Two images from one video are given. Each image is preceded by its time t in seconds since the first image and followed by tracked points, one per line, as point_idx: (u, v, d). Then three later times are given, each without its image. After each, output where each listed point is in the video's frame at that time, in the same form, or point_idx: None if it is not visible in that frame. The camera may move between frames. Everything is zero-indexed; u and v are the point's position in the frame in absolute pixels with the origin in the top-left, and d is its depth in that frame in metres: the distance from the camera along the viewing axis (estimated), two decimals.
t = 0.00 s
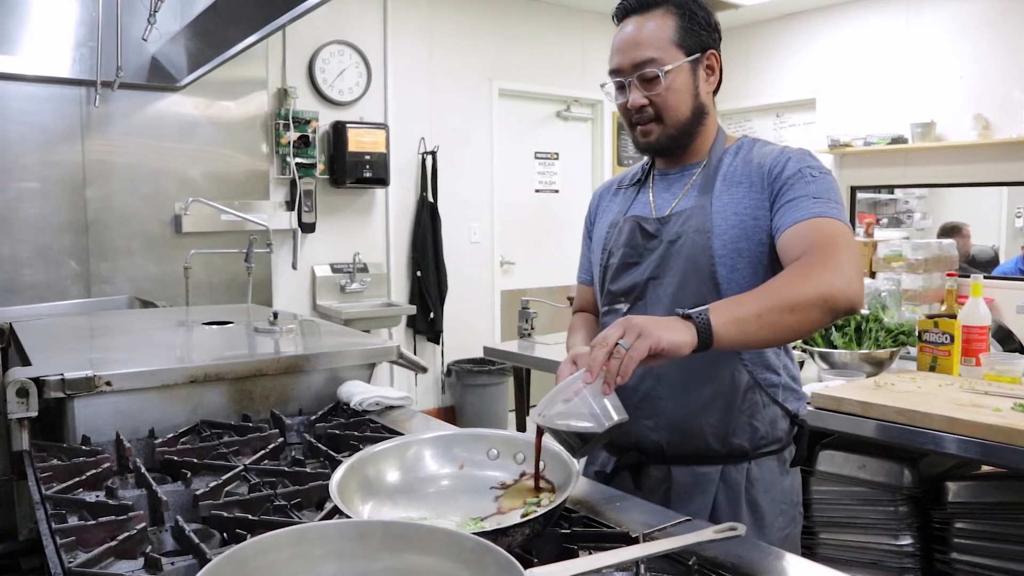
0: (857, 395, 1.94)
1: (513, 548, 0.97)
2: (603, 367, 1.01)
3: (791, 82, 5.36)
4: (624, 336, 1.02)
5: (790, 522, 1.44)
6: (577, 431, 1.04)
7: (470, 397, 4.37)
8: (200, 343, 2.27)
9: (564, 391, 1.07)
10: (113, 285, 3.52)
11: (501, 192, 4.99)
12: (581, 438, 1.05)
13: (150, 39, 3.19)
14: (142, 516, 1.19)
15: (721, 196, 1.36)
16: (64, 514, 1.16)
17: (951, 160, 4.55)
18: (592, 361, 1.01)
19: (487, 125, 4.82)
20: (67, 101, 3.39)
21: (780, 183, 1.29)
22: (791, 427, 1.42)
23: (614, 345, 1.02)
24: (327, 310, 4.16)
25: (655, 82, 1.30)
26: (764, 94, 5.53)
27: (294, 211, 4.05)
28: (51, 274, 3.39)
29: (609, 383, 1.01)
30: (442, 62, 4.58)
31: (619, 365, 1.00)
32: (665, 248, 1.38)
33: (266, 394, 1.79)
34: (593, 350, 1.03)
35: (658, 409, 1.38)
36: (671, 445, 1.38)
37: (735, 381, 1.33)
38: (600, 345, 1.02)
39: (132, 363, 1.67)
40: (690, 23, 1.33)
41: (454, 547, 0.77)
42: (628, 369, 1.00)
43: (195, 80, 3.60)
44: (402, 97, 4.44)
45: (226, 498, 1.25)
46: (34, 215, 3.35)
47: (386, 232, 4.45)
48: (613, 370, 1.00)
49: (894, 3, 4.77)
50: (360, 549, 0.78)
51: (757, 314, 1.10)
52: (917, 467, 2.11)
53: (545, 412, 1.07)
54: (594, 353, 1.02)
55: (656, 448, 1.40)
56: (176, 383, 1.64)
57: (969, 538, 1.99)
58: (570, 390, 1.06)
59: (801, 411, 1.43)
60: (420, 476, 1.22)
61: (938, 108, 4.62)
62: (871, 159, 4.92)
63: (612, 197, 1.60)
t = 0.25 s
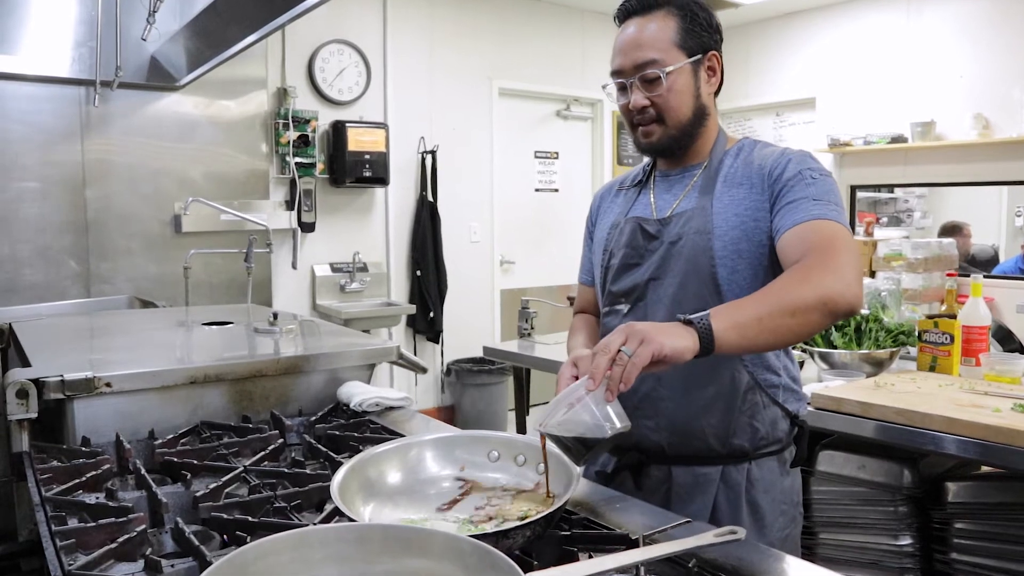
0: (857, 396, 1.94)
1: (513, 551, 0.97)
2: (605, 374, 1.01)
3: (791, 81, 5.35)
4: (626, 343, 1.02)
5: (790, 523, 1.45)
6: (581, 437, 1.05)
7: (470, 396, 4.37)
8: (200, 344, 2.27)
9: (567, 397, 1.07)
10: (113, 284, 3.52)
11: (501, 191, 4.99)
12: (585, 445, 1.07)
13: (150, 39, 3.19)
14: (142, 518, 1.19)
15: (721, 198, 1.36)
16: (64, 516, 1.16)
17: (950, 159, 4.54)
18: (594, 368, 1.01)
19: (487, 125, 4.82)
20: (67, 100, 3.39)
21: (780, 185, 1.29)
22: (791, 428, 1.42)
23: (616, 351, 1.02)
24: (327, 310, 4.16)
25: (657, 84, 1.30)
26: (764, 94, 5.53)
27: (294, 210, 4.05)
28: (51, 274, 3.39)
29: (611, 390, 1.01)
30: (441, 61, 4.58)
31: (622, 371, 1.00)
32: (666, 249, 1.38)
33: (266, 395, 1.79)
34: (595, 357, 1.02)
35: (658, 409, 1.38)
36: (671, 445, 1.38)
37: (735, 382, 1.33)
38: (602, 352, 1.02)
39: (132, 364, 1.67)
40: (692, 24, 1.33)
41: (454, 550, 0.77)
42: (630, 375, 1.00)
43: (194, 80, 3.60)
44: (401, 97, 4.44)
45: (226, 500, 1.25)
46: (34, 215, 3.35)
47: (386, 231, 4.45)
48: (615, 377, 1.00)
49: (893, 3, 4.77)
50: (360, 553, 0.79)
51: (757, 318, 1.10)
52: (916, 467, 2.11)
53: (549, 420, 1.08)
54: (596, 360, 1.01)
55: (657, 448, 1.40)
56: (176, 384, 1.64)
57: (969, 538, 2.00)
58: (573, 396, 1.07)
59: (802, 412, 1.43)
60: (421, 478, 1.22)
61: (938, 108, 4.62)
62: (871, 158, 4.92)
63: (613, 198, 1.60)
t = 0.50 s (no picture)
0: (857, 397, 1.94)
1: (514, 553, 0.97)
2: (609, 376, 1.00)
3: (790, 80, 5.35)
4: (629, 345, 1.02)
5: (790, 524, 1.44)
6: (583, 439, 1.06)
7: (470, 396, 4.37)
8: (199, 344, 2.26)
9: (569, 397, 1.06)
10: (112, 284, 3.52)
11: (500, 191, 4.99)
12: (586, 446, 1.07)
13: (149, 39, 3.18)
14: (141, 521, 1.18)
15: (723, 199, 1.36)
16: (63, 518, 1.16)
17: (950, 159, 4.55)
18: (597, 369, 1.01)
19: (487, 124, 4.82)
20: (66, 100, 3.38)
21: (782, 187, 1.29)
22: (791, 429, 1.42)
23: (619, 353, 1.01)
24: (326, 309, 4.15)
25: (661, 83, 1.30)
26: (763, 93, 5.53)
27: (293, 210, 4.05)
28: (50, 274, 3.39)
29: (614, 392, 1.01)
30: (441, 61, 4.58)
31: (624, 374, 1.00)
32: (667, 249, 1.38)
33: (265, 396, 1.79)
34: (598, 359, 1.02)
35: (659, 410, 1.38)
36: (672, 446, 1.38)
37: (737, 383, 1.33)
38: (605, 354, 1.02)
39: (131, 365, 1.67)
40: (696, 25, 1.32)
41: (455, 555, 0.77)
42: (634, 377, 1.00)
43: (194, 80, 3.60)
44: (401, 97, 4.44)
45: (225, 502, 1.24)
46: (33, 215, 3.34)
47: (385, 231, 4.44)
48: (618, 379, 1.00)
49: (893, 2, 4.77)
50: (360, 557, 0.79)
51: (758, 320, 1.09)
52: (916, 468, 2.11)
53: (551, 421, 1.07)
54: (599, 362, 1.01)
55: (657, 449, 1.40)
56: (175, 385, 1.64)
57: (969, 539, 2.00)
58: (575, 397, 1.06)
59: (802, 413, 1.43)
60: (422, 480, 1.22)
61: (937, 107, 4.62)
62: (871, 158, 4.92)
63: (614, 199, 1.60)
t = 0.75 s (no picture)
0: (858, 398, 1.93)
1: (513, 556, 0.96)
2: (609, 377, 1.00)
3: (790, 80, 5.35)
4: (630, 346, 1.02)
5: (792, 525, 1.44)
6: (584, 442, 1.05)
7: (470, 396, 4.37)
8: (198, 345, 2.25)
9: (570, 398, 1.06)
10: (111, 284, 3.51)
11: (500, 190, 4.98)
12: (587, 448, 1.06)
13: (148, 39, 3.18)
14: (139, 524, 1.18)
15: (723, 199, 1.36)
16: (61, 521, 1.16)
17: (950, 159, 4.54)
18: (598, 371, 1.00)
19: (487, 124, 4.81)
20: (65, 100, 3.37)
21: (783, 187, 1.28)
22: (793, 430, 1.41)
23: (619, 354, 1.01)
24: (326, 309, 4.15)
25: (662, 84, 1.30)
26: (763, 93, 5.52)
27: (293, 210, 4.04)
28: (50, 274, 3.39)
29: (616, 393, 1.00)
30: (441, 61, 4.57)
31: (625, 374, 0.99)
32: (668, 250, 1.37)
33: (265, 397, 1.78)
34: (599, 360, 1.02)
35: (660, 411, 1.38)
36: (673, 447, 1.37)
37: (738, 383, 1.33)
38: (605, 355, 1.01)
39: (130, 366, 1.66)
40: (697, 26, 1.32)
41: (455, 560, 0.76)
42: (635, 378, 0.99)
43: (193, 79, 3.59)
44: (401, 96, 4.44)
45: (224, 505, 1.24)
46: (33, 215, 3.34)
47: (385, 231, 4.44)
48: (619, 380, 0.99)
49: (893, 1, 4.76)
50: (359, 563, 0.78)
51: (758, 320, 1.09)
52: (917, 468, 2.11)
53: (551, 424, 1.07)
54: (600, 363, 1.01)
55: (658, 451, 1.39)
56: (174, 387, 1.64)
57: (970, 540, 2.00)
58: (575, 400, 1.05)
59: (804, 414, 1.42)
60: (423, 482, 1.21)
61: (937, 107, 4.61)
62: (871, 158, 4.92)
63: (615, 200, 1.59)
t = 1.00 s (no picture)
0: (859, 399, 1.93)
1: (514, 557, 0.96)
2: (611, 379, 1.00)
3: (790, 80, 5.34)
4: (630, 348, 1.01)
5: (794, 525, 1.44)
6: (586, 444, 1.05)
7: (470, 396, 4.37)
8: (197, 346, 2.25)
9: (572, 402, 1.06)
10: (111, 285, 3.51)
11: (500, 190, 4.98)
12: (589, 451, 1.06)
13: (147, 39, 3.18)
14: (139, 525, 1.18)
15: (722, 199, 1.35)
16: (61, 522, 1.16)
17: (950, 158, 4.54)
18: (599, 374, 1.00)
19: (486, 124, 4.81)
20: (65, 99, 3.37)
21: (781, 185, 1.28)
22: (795, 430, 1.41)
23: (620, 356, 1.01)
24: (326, 309, 4.15)
25: (658, 87, 1.30)
26: (763, 93, 5.52)
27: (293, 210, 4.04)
28: (50, 274, 3.38)
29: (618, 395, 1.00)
30: (440, 61, 4.57)
31: (626, 376, 0.99)
32: (668, 251, 1.37)
33: (265, 398, 1.78)
34: (599, 363, 1.01)
35: (662, 412, 1.38)
36: (676, 447, 1.37)
37: (739, 383, 1.33)
38: (606, 357, 1.01)
39: (130, 367, 1.66)
40: (692, 27, 1.32)
41: (455, 563, 0.76)
42: (636, 380, 0.99)
43: (193, 79, 3.59)
44: (401, 96, 4.43)
45: (224, 506, 1.24)
46: (33, 215, 3.33)
47: (385, 231, 4.44)
48: (620, 382, 0.99)
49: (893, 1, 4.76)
50: (359, 565, 0.78)
51: (758, 318, 1.09)
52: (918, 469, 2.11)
53: (554, 428, 1.07)
54: (601, 366, 1.00)
55: (660, 451, 1.39)
56: (174, 387, 1.64)
57: (971, 541, 2.00)
58: (577, 403, 1.05)
59: (805, 414, 1.42)
60: (425, 485, 1.21)
61: (937, 107, 4.61)
62: (872, 158, 4.92)
63: (615, 202, 1.59)
